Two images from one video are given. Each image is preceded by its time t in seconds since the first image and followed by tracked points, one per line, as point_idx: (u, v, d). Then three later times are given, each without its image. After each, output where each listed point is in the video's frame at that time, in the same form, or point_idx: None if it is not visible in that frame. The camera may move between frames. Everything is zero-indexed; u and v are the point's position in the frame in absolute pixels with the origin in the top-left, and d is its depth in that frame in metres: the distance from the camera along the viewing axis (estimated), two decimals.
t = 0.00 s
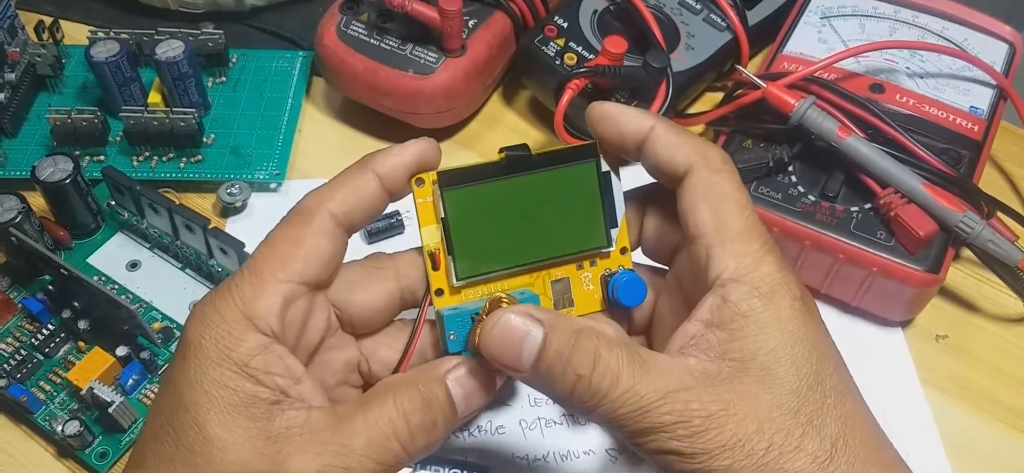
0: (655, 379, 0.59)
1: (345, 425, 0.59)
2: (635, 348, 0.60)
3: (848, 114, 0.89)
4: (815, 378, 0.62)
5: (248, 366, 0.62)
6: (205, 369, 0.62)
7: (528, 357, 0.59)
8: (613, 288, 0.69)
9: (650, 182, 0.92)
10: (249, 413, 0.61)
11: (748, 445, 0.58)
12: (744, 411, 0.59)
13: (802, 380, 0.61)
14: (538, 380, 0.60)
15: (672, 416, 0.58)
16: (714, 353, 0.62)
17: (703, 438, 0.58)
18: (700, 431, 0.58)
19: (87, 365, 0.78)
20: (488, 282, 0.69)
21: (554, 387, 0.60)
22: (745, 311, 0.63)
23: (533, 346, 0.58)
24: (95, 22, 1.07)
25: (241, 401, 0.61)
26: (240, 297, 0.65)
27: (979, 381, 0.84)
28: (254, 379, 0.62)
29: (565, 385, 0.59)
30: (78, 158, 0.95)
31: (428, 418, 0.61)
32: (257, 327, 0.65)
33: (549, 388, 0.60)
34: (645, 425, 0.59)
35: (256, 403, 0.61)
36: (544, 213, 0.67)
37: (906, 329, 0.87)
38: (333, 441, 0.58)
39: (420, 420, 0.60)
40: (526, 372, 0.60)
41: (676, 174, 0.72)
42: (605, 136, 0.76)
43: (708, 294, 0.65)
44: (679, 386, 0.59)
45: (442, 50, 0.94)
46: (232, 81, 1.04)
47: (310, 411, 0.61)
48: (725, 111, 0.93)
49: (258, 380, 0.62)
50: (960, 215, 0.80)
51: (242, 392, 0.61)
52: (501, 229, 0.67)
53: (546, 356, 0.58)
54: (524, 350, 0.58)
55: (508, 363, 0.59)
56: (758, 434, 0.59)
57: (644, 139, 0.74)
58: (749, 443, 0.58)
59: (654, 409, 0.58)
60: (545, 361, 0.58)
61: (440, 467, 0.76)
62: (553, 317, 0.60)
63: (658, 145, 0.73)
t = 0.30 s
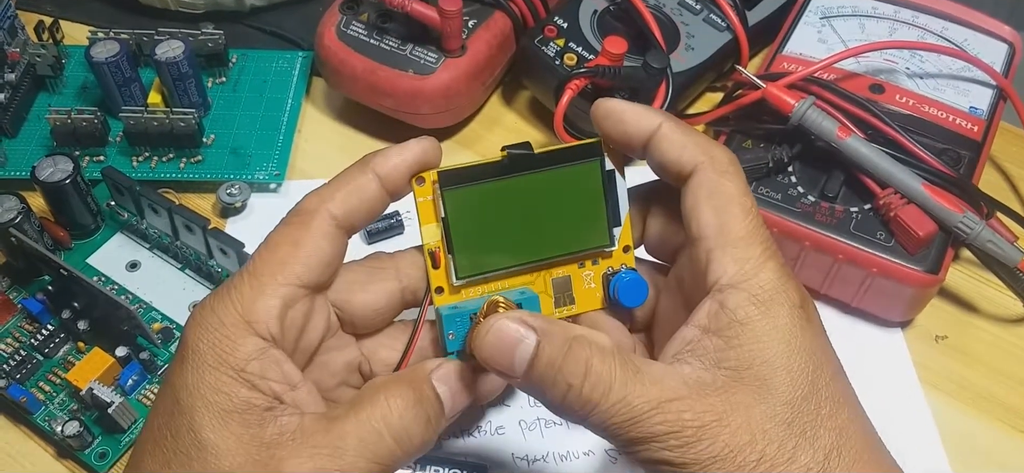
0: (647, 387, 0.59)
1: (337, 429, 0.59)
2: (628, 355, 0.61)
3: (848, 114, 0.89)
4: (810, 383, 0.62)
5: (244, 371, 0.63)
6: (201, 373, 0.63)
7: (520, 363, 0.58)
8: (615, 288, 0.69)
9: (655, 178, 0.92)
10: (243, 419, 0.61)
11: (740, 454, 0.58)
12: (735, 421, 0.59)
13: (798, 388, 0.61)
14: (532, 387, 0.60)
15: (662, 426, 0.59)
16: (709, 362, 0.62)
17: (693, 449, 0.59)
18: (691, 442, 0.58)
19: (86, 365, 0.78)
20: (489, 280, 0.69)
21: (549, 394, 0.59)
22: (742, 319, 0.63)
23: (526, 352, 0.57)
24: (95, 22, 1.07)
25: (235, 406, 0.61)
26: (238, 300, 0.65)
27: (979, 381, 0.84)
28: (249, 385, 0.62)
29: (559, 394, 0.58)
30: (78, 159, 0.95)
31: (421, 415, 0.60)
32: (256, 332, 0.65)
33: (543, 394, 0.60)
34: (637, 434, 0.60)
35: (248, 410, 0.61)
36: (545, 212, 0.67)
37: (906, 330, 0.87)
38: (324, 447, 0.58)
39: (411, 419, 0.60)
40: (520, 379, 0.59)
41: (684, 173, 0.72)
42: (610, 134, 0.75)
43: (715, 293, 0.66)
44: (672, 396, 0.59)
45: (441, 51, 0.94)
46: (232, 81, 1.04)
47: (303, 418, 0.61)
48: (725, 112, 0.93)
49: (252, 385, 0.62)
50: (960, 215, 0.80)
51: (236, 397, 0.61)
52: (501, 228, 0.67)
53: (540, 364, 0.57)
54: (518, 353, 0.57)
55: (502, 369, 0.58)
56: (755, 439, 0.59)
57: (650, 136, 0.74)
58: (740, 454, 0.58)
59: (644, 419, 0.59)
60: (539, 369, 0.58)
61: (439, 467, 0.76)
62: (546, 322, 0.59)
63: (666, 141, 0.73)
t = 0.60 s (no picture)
0: (646, 387, 0.59)
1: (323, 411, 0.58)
2: (628, 356, 0.61)
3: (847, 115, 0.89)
4: (809, 384, 0.62)
5: (238, 367, 0.63)
6: (196, 370, 0.63)
7: (519, 364, 0.59)
8: (616, 286, 0.69)
9: (659, 178, 0.92)
10: (233, 413, 0.61)
11: (739, 455, 0.59)
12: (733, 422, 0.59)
13: (798, 389, 0.61)
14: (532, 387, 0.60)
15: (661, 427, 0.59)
16: (708, 362, 0.62)
17: (691, 449, 0.59)
18: (690, 442, 0.59)
19: (86, 366, 0.78)
20: (491, 278, 0.69)
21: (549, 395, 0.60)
22: (742, 320, 0.63)
23: (525, 352, 0.58)
24: (95, 23, 1.07)
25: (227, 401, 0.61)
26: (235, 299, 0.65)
27: (979, 382, 0.84)
28: (243, 381, 0.62)
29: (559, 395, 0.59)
30: (78, 159, 0.95)
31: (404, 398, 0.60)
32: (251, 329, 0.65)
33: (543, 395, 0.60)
34: (636, 435, 0.60)
35: (240, 405, 0.61)
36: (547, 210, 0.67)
37: (906, 331, 0.87)
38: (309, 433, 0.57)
39: (400, 413, 0.60)
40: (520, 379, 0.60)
41: (687, 172, 0.72)
42: (613, 132, 0.76)
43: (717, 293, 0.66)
44: (671, 397, 0.59)
45: (441, 52, 0.94)
46: (232, 82, 1.04)
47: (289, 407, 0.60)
48: (724, 113, 0.93)
49: (246, 382, 0.62)
50: (959, 216, 0.80)
51: (227, 393, 0.61)
52: (503, 226, 0.67)
53: (539, 365, 0.58)
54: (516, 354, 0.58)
55: (502, 368, 0.60)
56: (755, 440, 0.59)
57: (654, 134, 0.74)
58: (739, 455, 0.59)
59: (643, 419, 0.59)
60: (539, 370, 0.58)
61: (439, 467, 0.76)
62: (545, 323, 0.60)
63: (670, 140, 0.73)
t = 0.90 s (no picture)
0: (643, 391, 0.59)
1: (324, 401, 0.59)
2: (626, 359, 0.60)
3: (847, 115, 0.89)
4: (807, 388, 0.62)
5: (241, 363, 0.63)
6: (196, 367, 0.63)
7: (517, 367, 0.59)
8: (618, 285, 0.69)
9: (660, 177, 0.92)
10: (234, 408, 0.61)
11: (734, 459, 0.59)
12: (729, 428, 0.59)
13: (795, 392, 0.61)
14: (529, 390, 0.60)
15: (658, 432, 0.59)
16: (705, 365, 0.62)
17: (688, 453, 0.59)
18: (686, 446, 0.59)
19: (85, 365, 0.78)
20: (493, 277, 0.69)
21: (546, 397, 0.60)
22: (740, 323, 0.63)
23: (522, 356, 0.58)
24: (95, 22, 1.07)
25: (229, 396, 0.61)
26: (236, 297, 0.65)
27: (978, 382, 0.84)
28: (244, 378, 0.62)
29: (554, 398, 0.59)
30: (77, 158, 0.95)
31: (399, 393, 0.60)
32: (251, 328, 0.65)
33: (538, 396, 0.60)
34: (633, 439, 0.60)
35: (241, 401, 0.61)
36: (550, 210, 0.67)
37: (905, 330, 0.87)
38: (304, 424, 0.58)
39: (396, 408, 0.60)
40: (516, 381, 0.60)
41: (688, 172, 0.72)
42: (616, 130, 0.75)
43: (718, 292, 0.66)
44: (668, 401, 0.59)
45: (441, 51, 0.94)
46: (232, 81, 1.04)
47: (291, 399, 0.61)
48: (724, 112, 0.93)
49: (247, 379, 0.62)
50: (959, 216, 0.80)
51: (229, 389, 0.62)
52: (505, 226, 0.67)
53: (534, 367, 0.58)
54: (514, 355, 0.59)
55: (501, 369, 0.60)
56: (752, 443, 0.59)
57: (657, 133, 0.74)
58: (735, 459, 0.59)
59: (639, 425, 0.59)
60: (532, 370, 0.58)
61: (440, 468, 0.75)
62: (544, 325, 0.60)
63: (672, 139, 0.73)
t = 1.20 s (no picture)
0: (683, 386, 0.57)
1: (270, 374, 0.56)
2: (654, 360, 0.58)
3: (847, 115, 0.89)
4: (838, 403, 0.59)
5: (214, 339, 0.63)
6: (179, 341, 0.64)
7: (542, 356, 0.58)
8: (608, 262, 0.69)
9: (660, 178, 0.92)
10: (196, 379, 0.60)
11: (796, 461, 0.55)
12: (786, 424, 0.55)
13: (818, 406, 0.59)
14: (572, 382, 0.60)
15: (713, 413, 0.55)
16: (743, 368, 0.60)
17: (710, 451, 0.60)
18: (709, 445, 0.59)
19: (84, 365, 0.78)
20: (479, 259, 0.69)
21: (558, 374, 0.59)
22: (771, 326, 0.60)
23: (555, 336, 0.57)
24: (94, 22, 1.07)
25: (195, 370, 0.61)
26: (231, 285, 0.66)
27: (978, 381, 0.84)
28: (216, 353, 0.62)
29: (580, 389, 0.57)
30: (76, 158, 0.95)
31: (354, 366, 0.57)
32: (241, 304, 0.65)
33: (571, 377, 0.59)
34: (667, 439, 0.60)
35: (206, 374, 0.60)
36: (533, 190, 0.67)
37: (905, 330, 0.87)
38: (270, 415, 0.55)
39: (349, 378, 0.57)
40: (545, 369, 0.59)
41: (687, 172, 0.72)
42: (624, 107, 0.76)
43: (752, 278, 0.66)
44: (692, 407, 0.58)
45: (441, 51, 0.94)
46: (231, 81, 1.03)
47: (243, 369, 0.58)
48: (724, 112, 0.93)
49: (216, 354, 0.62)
50: (959, 215, 0.80)
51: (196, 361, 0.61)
52: (487, 209, 0.67)
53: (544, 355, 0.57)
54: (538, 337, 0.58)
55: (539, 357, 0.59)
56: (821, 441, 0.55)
57: (660, 122, 0.74)
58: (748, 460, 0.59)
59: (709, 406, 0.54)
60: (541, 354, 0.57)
61: (440, 467, 0.77)
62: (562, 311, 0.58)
63: (675, 131, 0.73)
